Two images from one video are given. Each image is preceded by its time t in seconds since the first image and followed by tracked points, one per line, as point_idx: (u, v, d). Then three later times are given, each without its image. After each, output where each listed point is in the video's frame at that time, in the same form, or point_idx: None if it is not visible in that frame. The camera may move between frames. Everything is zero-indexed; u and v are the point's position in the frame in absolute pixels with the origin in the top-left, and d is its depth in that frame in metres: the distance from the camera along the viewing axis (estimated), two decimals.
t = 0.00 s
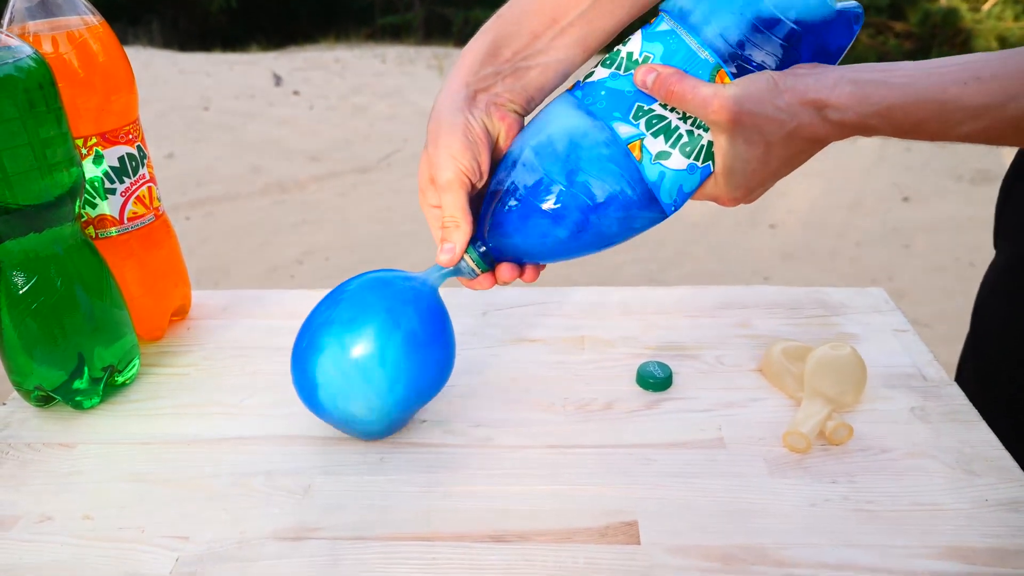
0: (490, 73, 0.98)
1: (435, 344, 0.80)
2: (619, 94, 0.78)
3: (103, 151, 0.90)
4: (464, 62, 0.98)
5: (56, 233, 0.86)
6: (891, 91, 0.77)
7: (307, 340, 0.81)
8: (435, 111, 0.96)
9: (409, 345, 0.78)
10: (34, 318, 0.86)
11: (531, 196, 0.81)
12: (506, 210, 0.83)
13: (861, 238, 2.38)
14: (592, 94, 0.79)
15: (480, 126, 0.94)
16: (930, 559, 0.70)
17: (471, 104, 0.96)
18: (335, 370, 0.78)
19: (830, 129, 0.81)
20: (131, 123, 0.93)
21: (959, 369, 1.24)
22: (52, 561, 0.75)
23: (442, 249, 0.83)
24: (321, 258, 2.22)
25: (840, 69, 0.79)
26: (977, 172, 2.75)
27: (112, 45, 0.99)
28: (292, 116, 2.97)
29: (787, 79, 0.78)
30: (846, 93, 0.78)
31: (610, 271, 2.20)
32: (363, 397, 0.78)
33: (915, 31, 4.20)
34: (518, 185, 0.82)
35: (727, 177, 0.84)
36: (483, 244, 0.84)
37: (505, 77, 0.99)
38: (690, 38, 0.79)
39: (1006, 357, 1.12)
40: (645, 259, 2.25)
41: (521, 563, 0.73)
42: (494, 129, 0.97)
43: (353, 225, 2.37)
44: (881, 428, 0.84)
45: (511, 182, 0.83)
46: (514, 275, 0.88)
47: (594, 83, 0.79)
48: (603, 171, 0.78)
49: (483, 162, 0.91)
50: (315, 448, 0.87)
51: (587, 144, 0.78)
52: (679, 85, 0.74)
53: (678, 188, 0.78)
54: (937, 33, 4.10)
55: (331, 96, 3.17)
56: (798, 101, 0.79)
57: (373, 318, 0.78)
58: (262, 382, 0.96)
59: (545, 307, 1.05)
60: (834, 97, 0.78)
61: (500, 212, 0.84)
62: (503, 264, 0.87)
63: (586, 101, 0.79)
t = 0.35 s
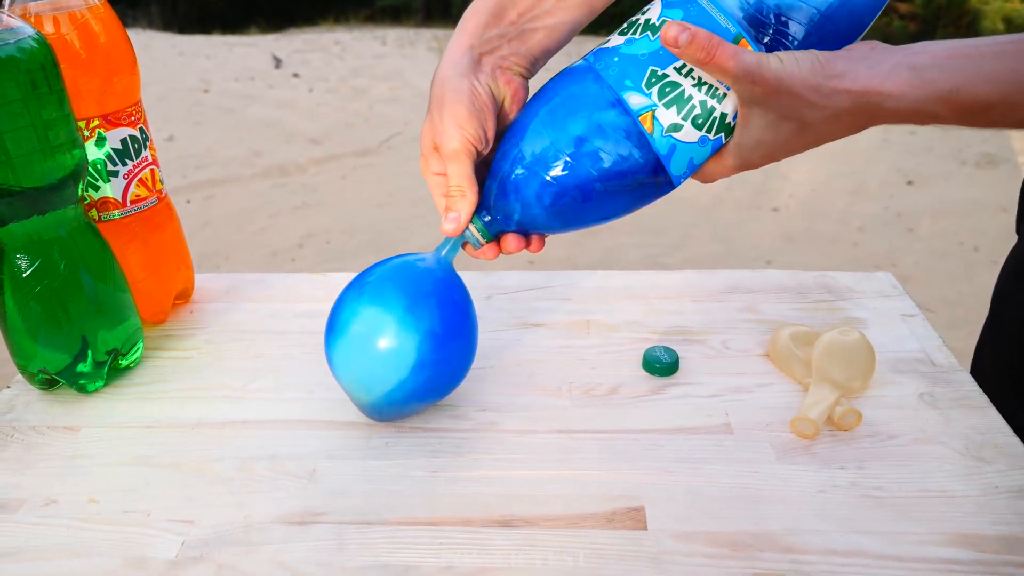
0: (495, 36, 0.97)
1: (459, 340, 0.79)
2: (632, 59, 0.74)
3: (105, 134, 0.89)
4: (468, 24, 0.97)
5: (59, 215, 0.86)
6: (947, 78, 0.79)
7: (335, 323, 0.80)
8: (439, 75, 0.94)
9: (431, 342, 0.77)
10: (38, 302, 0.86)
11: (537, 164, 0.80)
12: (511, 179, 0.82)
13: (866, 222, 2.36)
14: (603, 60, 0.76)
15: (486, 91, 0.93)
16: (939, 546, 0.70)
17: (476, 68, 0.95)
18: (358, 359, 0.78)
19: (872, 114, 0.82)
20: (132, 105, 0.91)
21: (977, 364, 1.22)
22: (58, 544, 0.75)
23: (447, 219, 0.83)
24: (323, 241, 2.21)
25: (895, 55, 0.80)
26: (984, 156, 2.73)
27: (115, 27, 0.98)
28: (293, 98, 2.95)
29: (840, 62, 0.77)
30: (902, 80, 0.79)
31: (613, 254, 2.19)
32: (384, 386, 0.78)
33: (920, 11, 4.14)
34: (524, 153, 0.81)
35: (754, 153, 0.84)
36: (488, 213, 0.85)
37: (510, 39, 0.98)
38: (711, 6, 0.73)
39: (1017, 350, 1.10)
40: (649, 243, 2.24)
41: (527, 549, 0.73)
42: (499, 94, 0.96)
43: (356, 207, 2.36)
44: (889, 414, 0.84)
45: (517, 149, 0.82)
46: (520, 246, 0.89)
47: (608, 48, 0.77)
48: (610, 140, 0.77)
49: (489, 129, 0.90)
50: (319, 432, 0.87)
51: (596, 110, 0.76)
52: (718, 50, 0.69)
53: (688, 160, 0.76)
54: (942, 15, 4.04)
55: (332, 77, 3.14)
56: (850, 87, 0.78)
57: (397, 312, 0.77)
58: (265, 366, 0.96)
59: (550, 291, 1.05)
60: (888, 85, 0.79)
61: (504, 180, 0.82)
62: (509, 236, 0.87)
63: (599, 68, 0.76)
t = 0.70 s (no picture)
0: (510, 42, 0.97)
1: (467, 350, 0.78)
2: (655, 63, 0.73)
3: (106, 132, 0.88)
4: (483, 31, 0.96)
5: (61, 215, 0.85)
6: (998, 74, 0.77)
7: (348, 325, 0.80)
8: (454, 83, 0.94)
9: (439, 351, 0.77)
10: (39, 301, 0.85)
11: (562, 169, 0.80)
12: (535, 184, 0.81)
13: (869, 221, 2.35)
14: (628, 68, 0.75)
15: (502, 99, 0.93)
16: (947, 552, 0.69)
17: (492, 76, 0.94)
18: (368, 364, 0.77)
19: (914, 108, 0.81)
20: (133, 103, 0.91)
21: (983, 365, 1.21)
22: (57, 546, 0.75)
23: (463, 232, 0.82)
24: (323, 239, 2.19)
25: (939, 46, 0.77)
26: (988, 155, 2.71)
27: (117, 25, 0.97)
28: (294, 94, 2.94)
29: (877, 55, 0.75)
30: (942, 75, 0.77)
31: (616, 253, 2.18)
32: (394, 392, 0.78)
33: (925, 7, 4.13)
34: (548, 158, 0.80)
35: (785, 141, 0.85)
36: (505, 224, 0.84)
37: (526, 45, 0.98)
38: None
39: None
40: (651, 241, 2.23)
41: (530, 552, 0.73)
42: (517, 100, 0.96)
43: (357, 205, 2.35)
44: (896, 417, 0.83)
45: (541, 153, 0.81)
46: (539, 258, 0.90)
47: (632, 57, 0.76)
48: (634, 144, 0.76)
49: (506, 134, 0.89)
50: (321, 433, 0.86)
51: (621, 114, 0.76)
52: (744, 50, 0.67)
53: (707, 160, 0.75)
54: (947, 11, 4.04)
55: (333, 74, 3.13)
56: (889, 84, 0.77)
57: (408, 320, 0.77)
58: (265, 367, 0.95)
59: (554, 292, 1.04)
60: (930, 81, 0.77)
61: (527, 186, 0.82)
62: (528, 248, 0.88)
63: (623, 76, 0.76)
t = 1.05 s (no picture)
0: (539, 9, 0.96)
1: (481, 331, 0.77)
2: (681, 33, 0.74)
3: (118, 112, 0.87)
4: None
5: (74, 194, 0.85)
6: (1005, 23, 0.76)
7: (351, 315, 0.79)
8: (481, 51, 0.93)
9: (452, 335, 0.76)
10: (52, 283, 0.85)
11: (578, 143, 0.77)
12: (551, 159, 0.78)
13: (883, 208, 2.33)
14: (653, 32, 0.75)
15: (529, 67, 0.91)
16: (972, 536, 0.69)
17: (520, 43, 0.93)
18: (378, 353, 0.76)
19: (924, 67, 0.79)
20: (146, 82, 0.90)
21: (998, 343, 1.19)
22: (74, 525, 0.74)
23: (485, 204, 0.79)
24: (332, 225, 2.24)
25: (946, 0, 0.77)
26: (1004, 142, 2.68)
27: (128, 4, 0.96)
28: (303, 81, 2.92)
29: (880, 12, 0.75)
30: (951, 24, 0.76)
31: (627, 240, 2.17)
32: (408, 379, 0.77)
33: None
34: (565, 132, 0.78)
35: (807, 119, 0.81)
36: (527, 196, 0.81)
37: (555, 13, 0.96)
38: None
39: None
40: (663, 228, 2.21)
41: (548, 534, 0.72)
42: (545, 69, 0.94)
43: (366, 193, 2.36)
44: (919, 400, 0.82)
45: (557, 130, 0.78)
46: (563, 233, 0.90)
47: (656, 22, 0.76)
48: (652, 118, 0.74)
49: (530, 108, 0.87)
50: (336, 415, 0.86)
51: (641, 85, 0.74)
52: (751, 18, 0.71)
53: (740, 135, 0.75)
54: None
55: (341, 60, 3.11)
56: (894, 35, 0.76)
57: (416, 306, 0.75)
58: (277, 348, 0.95)
59: (568, 274, 1.03)
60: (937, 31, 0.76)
61: (545, 162, 0.79)
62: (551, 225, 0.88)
63: (647, 41, 0.75)
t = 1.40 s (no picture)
0: None
1: (511, 323, 0.63)
2: None
3: (94, 71, 0.77)
4: None
5: (41, 167, 0.74)
6: None
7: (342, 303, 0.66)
8: None
9: (472, 331, 0.62)
10: (16, 272, 0.74)
11: (620, 93, 0.66)
12: (587, 112, 0.67)
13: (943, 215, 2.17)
14: None
15: (563, 9, 0.79)
16: None
17: None
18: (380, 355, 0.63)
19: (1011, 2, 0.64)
20: (125, 38, 0.80)
21: None
22: (38, 558, 0.63)
23: (510, 165, 0.69)
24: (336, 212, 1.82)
25: None
26: None
27: None
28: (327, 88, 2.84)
29: None
30: None
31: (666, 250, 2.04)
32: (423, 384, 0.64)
33: None
34: (604, 80, 0.66)
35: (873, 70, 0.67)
36: (560, 155, 0.70)
37: None
38: None
39: None
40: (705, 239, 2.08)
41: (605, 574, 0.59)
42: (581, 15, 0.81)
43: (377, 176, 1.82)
44: None
45: (594, 78, 0.67)
46: (600, 194, 0.75)
47: None
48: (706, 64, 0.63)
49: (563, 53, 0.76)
50: (355, 427, 0.73)
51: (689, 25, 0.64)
52: None
53: (811, 84, 0.63)
54: None
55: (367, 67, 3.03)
56: None
57: (423, 296, 0.62)
58: (283, 350, 0.83)
59: (624, 265, 0.91)
60: None
61: (580, 115, 0.68)
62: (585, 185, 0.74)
63: None
